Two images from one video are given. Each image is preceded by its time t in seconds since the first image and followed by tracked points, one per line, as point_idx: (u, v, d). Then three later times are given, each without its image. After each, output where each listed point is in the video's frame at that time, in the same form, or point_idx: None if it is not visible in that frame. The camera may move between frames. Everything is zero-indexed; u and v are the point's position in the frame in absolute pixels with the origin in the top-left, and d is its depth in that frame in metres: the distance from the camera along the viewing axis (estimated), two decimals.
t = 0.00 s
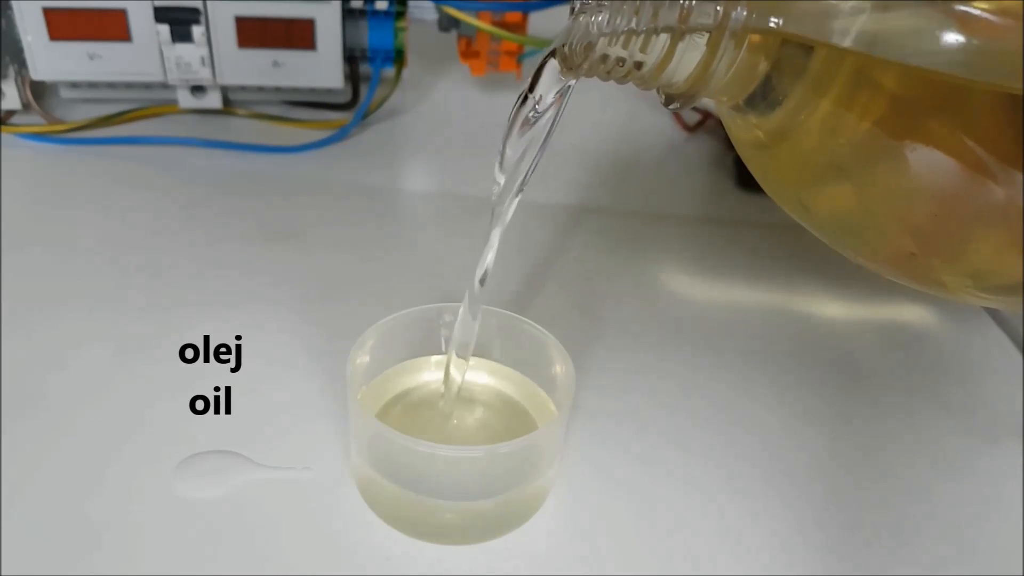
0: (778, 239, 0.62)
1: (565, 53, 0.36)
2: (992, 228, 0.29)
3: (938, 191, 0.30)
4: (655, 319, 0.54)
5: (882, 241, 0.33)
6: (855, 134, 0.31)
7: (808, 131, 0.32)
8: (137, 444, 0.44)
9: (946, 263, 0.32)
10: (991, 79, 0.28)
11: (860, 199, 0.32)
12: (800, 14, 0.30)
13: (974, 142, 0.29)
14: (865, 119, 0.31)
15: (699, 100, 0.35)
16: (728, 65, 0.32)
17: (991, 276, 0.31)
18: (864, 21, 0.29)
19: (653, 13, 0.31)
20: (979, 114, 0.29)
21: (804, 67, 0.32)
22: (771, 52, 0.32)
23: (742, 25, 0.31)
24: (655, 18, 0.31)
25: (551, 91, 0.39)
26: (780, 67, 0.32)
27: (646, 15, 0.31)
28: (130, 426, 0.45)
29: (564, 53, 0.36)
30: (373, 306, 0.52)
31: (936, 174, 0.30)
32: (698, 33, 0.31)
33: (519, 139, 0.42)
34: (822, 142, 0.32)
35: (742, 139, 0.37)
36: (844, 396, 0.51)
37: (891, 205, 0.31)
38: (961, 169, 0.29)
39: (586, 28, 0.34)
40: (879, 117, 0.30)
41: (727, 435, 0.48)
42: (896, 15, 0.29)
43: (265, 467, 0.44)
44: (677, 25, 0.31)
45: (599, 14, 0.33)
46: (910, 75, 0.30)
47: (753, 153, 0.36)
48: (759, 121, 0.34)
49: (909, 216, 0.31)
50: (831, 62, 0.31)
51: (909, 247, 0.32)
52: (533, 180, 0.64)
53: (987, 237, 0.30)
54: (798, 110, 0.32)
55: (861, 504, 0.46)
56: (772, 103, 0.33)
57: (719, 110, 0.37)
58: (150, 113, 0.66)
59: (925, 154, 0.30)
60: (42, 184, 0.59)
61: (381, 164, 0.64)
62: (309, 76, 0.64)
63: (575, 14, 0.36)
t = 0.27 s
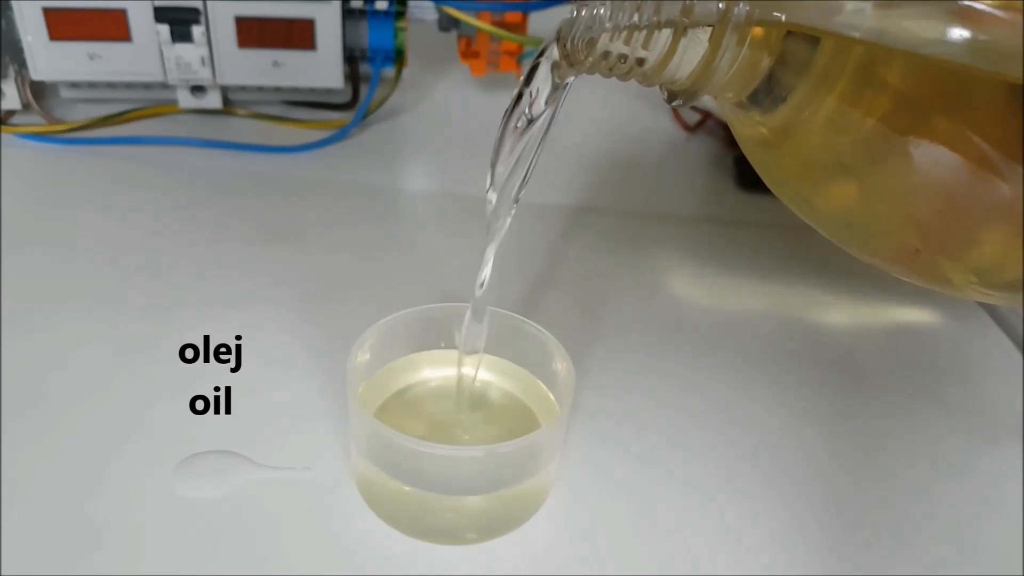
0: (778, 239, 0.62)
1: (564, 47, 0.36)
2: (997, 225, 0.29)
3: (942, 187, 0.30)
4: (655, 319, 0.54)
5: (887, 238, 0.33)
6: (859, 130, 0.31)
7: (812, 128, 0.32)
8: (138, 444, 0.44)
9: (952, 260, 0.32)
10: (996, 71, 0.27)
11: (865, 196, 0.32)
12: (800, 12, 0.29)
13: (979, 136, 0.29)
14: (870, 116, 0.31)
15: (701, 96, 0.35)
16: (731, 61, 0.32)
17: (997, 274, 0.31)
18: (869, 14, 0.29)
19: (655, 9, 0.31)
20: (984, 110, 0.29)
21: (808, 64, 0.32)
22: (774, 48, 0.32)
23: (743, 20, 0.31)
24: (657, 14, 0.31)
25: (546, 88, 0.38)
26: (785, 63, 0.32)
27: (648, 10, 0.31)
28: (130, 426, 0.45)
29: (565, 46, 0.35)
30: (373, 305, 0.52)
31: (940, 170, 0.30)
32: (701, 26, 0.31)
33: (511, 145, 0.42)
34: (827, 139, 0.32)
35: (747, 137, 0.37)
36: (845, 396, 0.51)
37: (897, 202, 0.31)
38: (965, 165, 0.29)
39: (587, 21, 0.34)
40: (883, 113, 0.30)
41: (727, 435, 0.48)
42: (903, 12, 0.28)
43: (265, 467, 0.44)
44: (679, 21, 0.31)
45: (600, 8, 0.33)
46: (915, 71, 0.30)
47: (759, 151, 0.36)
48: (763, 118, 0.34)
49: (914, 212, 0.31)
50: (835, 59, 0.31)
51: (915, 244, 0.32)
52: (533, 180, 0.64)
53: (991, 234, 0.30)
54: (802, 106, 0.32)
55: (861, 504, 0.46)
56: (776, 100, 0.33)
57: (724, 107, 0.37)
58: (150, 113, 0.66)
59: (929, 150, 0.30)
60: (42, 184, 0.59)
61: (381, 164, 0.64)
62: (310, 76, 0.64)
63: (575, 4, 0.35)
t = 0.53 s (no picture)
0: (778, 238, 0.62)
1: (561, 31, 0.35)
2: (996, 211, 0.30)
3: (942, 173, 0.30)
4: (654, 318, 0.54)
5: (886, 224, 0.33)
6: (859, 116, 0.31)
7: (811, 114, 0.32)
8: (138, 444, 0.44)
9: (950, 246, 0.32)
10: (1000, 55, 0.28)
11: (864, 182, 0.32)
12: None
13: (979, 123, 0.29)
14: (870, 102, 0.31)
15: (697, 79, 0.35)
16: (727, 44, 0.32)
17: (994, 259, 0.31)
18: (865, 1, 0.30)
19: None
20: (983, 96, 0.29)
21: (807, 49, 0.32)
22: (771, 30, 0.32)
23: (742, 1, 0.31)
24: None
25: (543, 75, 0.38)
26: (783, 47, 0.32)
27: None
28: (130, 426, 0.45)
29: (561, 29, 0.35)
30: (373, 305, 0.52)
31: (940, 156, 0.30)
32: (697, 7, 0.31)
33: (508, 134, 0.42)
34: (826, 125, 0.32)
35: (745, 123, 0.36)
36: (844, 396, 0.51)
37: (896, 188, 0.32)
38: (965, 151, 0.29)
39: (582, 5, 0.34)
40: (883, 99, 0.30)
41: (727, 435, 0.48)
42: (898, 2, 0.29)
43: (265, 467, 0.44)
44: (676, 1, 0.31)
45: None
46: (914, 56, 0.30)
47: (758, 136, 0.36)
48: (761, 104, 0.34)
49: (913, 198, 0.31)
50: (835, 44, 0.31)
51: (914, 229, 0.33)
52: (533, 180, 0.64)
53: (990, 220, 0.30)
54: (801, 92, 0.32)
55: (861, 504, 0.46)
56: (774, 85, 0.33)
57: (721, 92, 0.36)
58: (150, 113, 0.66)
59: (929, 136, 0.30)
60: (42, 184, 0.59)
61: (381, 164, 0.64)
62: (310, 76, 0.64)
63: None
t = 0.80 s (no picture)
0: (778, 237, 0.62)
1: (559, 19, 0.33)
2: (995, 203, 0.30)
3: (942, 166, 0.30)
4: (655, 318, 0.54)
5: (885, 218, 0.33)
6: (860, 109, 0.31)
7: (812, 108, 0.32)
8: (137, 444, 0.44)
9: (947, 240, 0.32)
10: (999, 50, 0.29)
11: (863, 177, 0.32)
12: None
13: (979, 116, 0.29)
14: (871, 95, 0.31)
15: (696, 72, 0.34)
16: (727, 34, 0.31)
17: (991, 252, 0.32)
18: None
19: None
20: (982, 89, 0.29)
21: (808, 43, 0.31)
22: (771, 21, 0.31)
23: None
24: None
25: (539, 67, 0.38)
26: (783, 40, 0.32)
27: None
28: (131, 427, 0.45)
29: (558, 18, 0.33)
30: (373, 305, 0.52)
31: (941, 149, 0.30)
32: None
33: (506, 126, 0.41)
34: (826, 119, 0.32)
35: (745, 119, 0.36)
36: (844, 396, 0.51)
37: (895, 182, 0.32)
38: (966, 144, 0.29)
39: None
40: (884, 92, 0.30)
41: (727, 434, 0.48)
42: None
43: (265, 467, 0.44)
44: None
45: None
46: (915, 49, 0.30)
47: (758, 132, 0.36)
48: (761, 97, 0.33)
49: (913, 191, 0.31)
50: (835, 38, 0.31)
51: (912, 223, 0.33)
52: (533, 180, 0.64)
53: (989, 213, 0.30)
54: (801, 86, 0.32)
55: (860, 504, 0.46)
56: (775, 80, 0.33)
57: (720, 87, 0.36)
58: (150, 113, 0.66)
59: (930, 129, 0.30)
60: (42, 185, 0.59)
61: (381, 164, 0.64)
62: (310, 76, 0.64)
63: None
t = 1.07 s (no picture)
0: (778, 238, 0.62)
1: (566, 39, 0.35)
2: (998, 221, 0.29)
3: (944, 182, 0.30)
4: (654, 319, 0.54)
5: (889, 231, 0.33)
6: (861, 123, 0.31)
7: (814, 118, 0.32)
8: (137, 444, 0.44)
9: (953, 254, 0.32)
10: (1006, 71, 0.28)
11: (865, 189, 0.32)
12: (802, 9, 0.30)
13: (982, 132, 0.29)
14: (872, 108, 0.30)
15: (701, 86, 0.35)
16: (732, 51, 0.32)
17: (997, 268, 0.31)
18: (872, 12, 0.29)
19: None
20: (986, 105, 0.29)
21: (809, 57, 0.32)
22: (774, 39, 0.32)
23: (745, 10, 0.31)
24: None
25: (549, 80, 0.38)
26: (784, 54, 0.32)
27: None
28: (131, 426, 0.45)
29: (564, 37, 0.35)
30: (373, 305, 0.52)
31: (942, 165, 0.29)
32: (702, 13, 0.31)
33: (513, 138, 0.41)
34: (828, 131, 0.32)
35: (751, 132, 0.36)
36: (845, 396, 0.51)
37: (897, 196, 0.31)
38: (968, 161, 0.29)
39: (587, 12, 0.34)
40: (885, 107, 0.30)
41: (727, 435, 0.48)
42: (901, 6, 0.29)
43: (264, 467, 0.44)
44: (680, 8, 0.31)
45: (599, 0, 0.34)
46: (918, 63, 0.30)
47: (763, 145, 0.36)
48: (764, 110, 0.34)
49: (916, 206, 0.31)
50: (837, 51, 0.31)
51: (917, 238, 0.32)
52: (533, 180, 0.64)
53: (993, 229, 0.30)
54: (802, 101, 0.32)
55: (860, 505, 0.46)
56: (778, 94, 0.33)
57: (726, 100, 0.37)
58: (150, 113, 0.66)
59: (932, 143, 0.29)
60: (42, 184, 0.59)
61: (381, 164, 0.64)
62: (310, 76, 0.64)
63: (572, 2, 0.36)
